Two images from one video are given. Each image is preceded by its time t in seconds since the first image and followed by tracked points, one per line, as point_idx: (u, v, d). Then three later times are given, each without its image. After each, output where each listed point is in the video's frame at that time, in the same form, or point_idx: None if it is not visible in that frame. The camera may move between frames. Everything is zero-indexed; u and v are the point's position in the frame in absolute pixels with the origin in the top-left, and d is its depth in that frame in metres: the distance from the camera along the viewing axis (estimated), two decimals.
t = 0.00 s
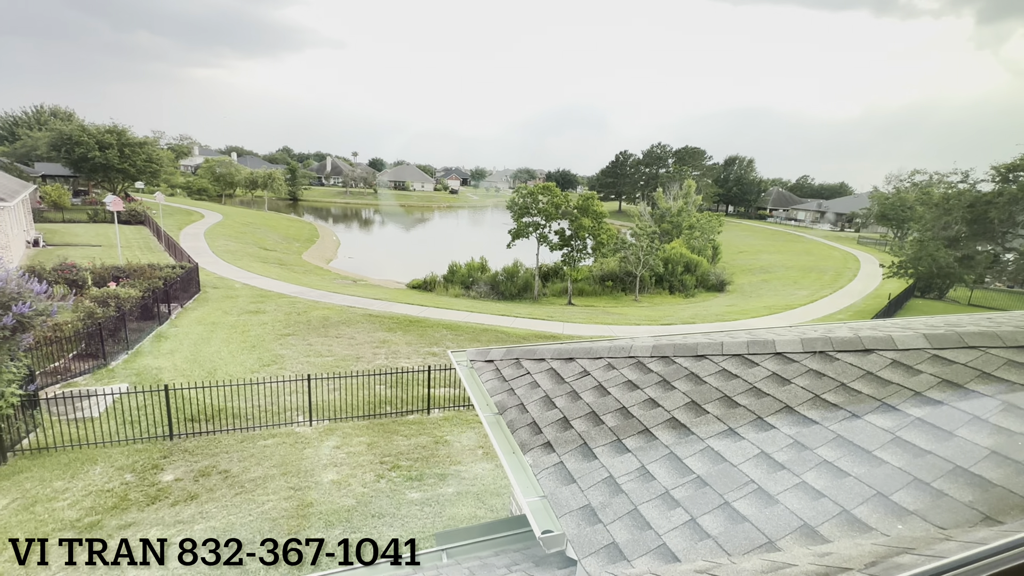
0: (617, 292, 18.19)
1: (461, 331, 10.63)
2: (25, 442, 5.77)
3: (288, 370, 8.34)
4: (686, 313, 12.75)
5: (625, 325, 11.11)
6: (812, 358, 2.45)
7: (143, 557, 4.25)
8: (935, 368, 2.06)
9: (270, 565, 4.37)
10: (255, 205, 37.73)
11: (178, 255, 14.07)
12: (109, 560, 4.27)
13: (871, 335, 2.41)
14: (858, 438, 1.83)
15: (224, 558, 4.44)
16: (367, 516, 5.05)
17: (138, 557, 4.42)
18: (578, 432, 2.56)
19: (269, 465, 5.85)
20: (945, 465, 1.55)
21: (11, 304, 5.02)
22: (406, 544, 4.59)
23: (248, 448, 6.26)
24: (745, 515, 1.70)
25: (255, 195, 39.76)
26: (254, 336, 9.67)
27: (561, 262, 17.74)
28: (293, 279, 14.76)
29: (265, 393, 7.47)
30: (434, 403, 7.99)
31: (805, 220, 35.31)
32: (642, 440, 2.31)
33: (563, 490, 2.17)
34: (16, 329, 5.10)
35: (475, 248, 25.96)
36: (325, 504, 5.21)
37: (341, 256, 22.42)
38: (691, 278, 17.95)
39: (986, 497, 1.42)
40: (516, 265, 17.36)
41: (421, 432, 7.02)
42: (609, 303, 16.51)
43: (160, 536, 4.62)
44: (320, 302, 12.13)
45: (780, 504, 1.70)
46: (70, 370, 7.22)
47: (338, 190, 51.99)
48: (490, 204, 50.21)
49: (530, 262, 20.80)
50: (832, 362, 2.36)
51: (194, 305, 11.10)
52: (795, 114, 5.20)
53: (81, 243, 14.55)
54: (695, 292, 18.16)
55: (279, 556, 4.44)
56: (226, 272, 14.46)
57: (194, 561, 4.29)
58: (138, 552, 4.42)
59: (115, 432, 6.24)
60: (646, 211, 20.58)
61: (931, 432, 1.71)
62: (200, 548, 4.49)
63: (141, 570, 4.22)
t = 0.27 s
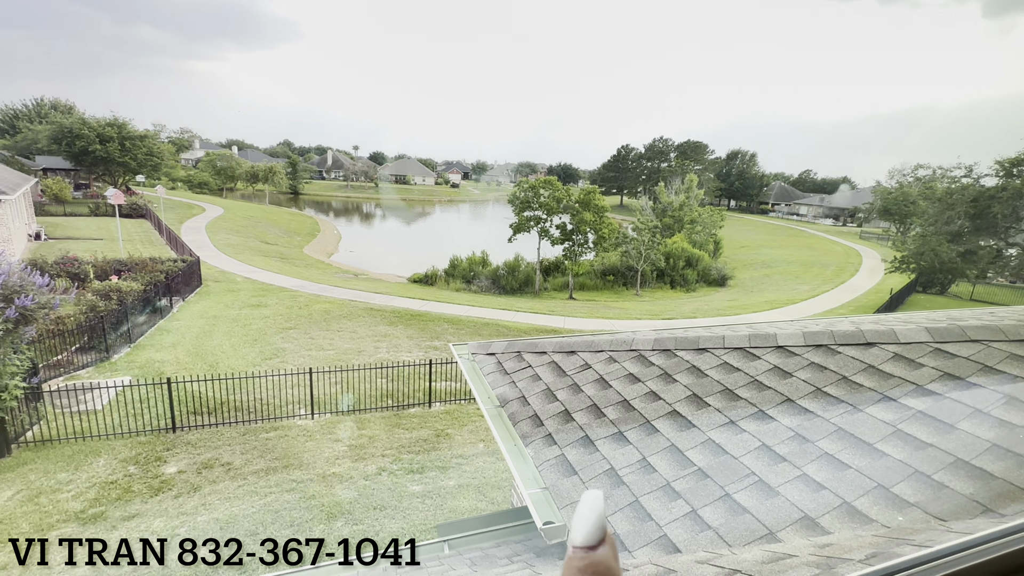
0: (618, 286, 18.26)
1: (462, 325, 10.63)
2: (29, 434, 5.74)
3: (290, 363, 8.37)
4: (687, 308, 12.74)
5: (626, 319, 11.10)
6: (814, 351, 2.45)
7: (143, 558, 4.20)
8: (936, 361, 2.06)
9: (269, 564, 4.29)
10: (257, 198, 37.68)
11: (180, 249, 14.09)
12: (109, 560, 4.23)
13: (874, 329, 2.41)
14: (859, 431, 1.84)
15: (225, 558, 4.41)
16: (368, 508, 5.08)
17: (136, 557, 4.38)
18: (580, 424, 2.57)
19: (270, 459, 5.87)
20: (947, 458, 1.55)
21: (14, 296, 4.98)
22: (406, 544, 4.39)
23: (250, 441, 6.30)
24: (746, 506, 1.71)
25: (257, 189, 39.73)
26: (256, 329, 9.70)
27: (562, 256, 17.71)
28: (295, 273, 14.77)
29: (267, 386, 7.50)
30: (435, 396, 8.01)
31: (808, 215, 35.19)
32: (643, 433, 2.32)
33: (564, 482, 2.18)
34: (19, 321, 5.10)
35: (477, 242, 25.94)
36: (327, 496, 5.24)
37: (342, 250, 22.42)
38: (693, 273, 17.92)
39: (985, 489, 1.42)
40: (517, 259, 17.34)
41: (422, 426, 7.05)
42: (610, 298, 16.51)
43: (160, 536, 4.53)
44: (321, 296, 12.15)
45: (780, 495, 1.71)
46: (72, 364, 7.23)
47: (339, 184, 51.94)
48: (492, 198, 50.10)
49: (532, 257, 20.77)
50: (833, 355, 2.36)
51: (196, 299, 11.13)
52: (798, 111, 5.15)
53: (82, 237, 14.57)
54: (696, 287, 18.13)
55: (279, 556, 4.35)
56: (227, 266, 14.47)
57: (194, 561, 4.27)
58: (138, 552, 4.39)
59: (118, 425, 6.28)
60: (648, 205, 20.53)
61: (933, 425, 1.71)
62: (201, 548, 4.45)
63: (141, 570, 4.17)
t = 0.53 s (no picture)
0: (619, 283, 18.30)
1: (463, 321, 10.65)
2: (32, 429, 5.45)
3: (292, 359, 8.40)
4: (689, 304, 12.77)
5: (628, 316, 11.11)
6: (814, 348, 2.46)
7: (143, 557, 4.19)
8: (936, 358, 2.06)
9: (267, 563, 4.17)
10: (258, 194, 37.63)
11: (182, 245, 14.11)
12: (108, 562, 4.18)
13: (875, 326, 2.41)
14: (858, 427, 1.84)
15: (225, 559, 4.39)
16: (370, 504, 5.11)
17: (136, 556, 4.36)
18: (579, 420, 2.58)
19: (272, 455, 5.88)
20: (947, 454, 1.55)
21: (17, 292, 4.99)
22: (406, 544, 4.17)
23: (253, 437, 6.32)
24: (745, 502, 1.72)
25: (258, 185, 39.71)
26: (257, 325, 9.73)
27: (564, 253, 17.70)
28: (296, 269, 14.80)
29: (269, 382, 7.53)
30: (436, 392, 8.04)
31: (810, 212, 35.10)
32: (643, 429, 2.33)
33: (564, 477, 2.19)
34: (22, 318, 5.11)
35: (478, 239, 25.95)
36: (329, 491, 5.26)
37: (344, 247, 22.45)
38: (694, 269, 17.95)
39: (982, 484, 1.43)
40: (518, 256, 17.36)
41: (424, 421, 7.08)
42: (611, 294, 16.52)
43: (160, 536, 4.49)
44: (322, 292, 12.18)
45: (779, 491, 1.72)
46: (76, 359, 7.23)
47: (340, 180, 51.96)
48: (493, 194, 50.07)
49: (533, 253, 20.77)
50: (833, 352, 2.37)
51: (198, 295, 11.14)
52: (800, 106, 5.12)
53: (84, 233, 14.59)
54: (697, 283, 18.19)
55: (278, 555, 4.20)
56: (229, 262, 14.49)
57: (194, 561, 4.25)
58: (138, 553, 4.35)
59: (121, 421, 6.31)
60: (649, 202, 20.50)
61: (932, 421, 1.71)
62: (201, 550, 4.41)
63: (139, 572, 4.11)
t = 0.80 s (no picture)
0: (620, 281, 18.30)
1: (464, 320, 10.67)
2: (35, 427, 5.67)
3: (293, 357, 8.42)
4: (689, 303, 12.79)
5: (629, 314, 11.12)
6: (814, 347, 2.46)
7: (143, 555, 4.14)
8: (936, 357, 2.05)
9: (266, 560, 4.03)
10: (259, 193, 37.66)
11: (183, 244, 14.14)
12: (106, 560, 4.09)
13: (876, 325, 2.41)
14: (858, 426, 1.84)
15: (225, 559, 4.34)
16: (370, 501, 5.12)
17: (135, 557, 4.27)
18: (579, 419, 2.58)
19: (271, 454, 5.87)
20: (945, 453, 1.55)
21: (18, 291, 5.00)
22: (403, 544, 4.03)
23: (254, 435, 6.34)
24: (744, 500, 1.72)
25: (259, 184, 39.75)
26: (259, 324, 9.74)
27: (565, 251, 17.70)
28: (297, 267, 14.83)
29: (271, 380, 7.55)
30: (437, 391, 8.05)
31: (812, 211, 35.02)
32: (643, 427, 2.33)
33: (564, 476, 2.20)
34: (24, 316, 5.13)
35: (479, 237, 25.98)
36: (331, 489, 5.27)
37: (345, 245, 22.48)
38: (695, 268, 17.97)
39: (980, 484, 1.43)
40: (519, 254, 17.37)
41: (425, 419, 7.10)
42: (612, 292, 16.52)
43: (159, 536, 4.40)
44: (324, 291, 12.20)
45: (779, 490, 1.72)
46: (78, 357, 7.25)
47: (341, 179, 52.01)
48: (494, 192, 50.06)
49: (534, 251, 20.77)
50: (833, 351, 2.37)
51: (199, 293, 11.17)
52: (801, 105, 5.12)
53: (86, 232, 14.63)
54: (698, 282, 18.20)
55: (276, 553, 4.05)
56: (230, 261, 14.52)
57: (194, 560, 4.17)
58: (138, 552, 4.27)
59: (123, 419, 6.33)
60: (650, 201, 20.50)
61: (931, 420, 1.71)
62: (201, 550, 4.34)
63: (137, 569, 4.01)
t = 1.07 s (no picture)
0: (621, 281, 18.28)
1: (465, 320, 10.67)
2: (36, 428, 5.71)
3: (294, 358, 8.43)
4: (690, 303, 12.79)
5: (629, 315, 11.12)
6: (814, 348, 2.46)
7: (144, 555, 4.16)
8: (937, 358, 2.05)
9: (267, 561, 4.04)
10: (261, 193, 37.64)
11: (184, 245, 14.15)
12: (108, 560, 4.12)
13: (875, 326, 2.41)
14: (858, 427, 1.84)
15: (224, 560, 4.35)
16: (371, 502, 5.12)
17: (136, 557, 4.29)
18: (580, 420, 2.58)
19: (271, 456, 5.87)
20: (945, 454, 1.55)
21: (20, 292, 5.01)
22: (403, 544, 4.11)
23: (255, 436, 6.34)
24: (745, 502, 1.72)
25: (260, 185, 39.82)
26: (260, 325, 9.76)
27: (565, 252, 17.71)
28: (298, 268, 14.84)
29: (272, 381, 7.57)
30: (437, 392, 8.06)
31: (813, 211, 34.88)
32: (643, 428, 2.33)
33: (564, 477, 2.20)
34: (25, 317, 5.13)
35: (479, 238, 26.00)
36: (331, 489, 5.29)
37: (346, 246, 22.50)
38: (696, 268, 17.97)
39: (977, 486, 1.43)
40: (520, 255, 17.39)
41: (426, 420, 7.11)
42: (613, 293, 16.54)
43: (160, 537, 4.43)
44: (324, 291, 12.21)
45: (779, 490, 1.72)
46: (79, 358, 7.26)
47: (342, 180, 52.08)
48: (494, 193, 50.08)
49: (534, 252, 20.80)
50: (833, 352, 2.37)
51: (200, 294, 11.18)
52: (801, 106, 5.12)
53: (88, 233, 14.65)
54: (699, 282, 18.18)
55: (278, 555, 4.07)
56: (231, 261, 14.54)
57: (194, 560, 4.23)
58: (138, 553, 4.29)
59: (125, 420, 6.34)
60: (651, 201, 20.51)
61: (932, 421, 1.71)
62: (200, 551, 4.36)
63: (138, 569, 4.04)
